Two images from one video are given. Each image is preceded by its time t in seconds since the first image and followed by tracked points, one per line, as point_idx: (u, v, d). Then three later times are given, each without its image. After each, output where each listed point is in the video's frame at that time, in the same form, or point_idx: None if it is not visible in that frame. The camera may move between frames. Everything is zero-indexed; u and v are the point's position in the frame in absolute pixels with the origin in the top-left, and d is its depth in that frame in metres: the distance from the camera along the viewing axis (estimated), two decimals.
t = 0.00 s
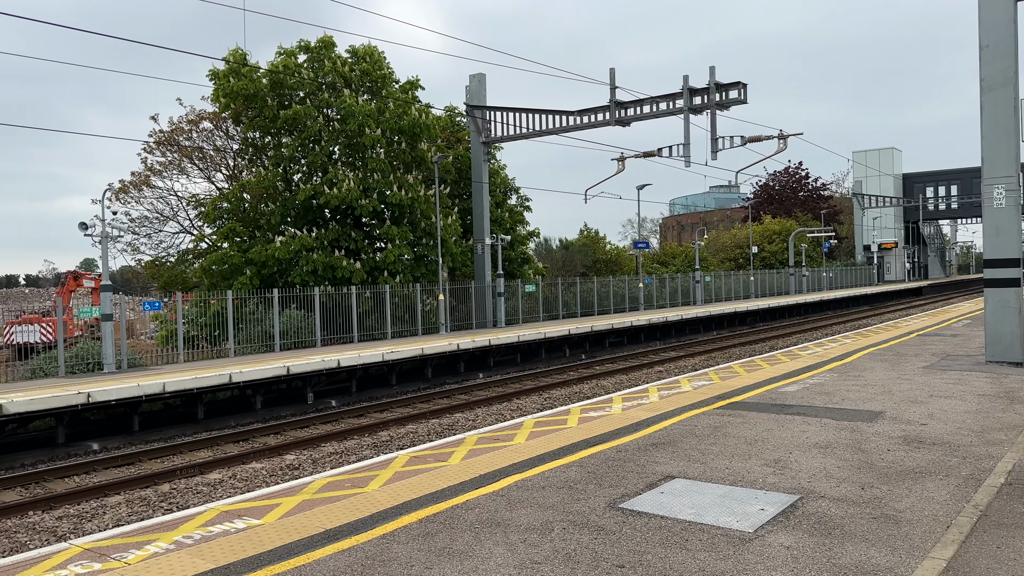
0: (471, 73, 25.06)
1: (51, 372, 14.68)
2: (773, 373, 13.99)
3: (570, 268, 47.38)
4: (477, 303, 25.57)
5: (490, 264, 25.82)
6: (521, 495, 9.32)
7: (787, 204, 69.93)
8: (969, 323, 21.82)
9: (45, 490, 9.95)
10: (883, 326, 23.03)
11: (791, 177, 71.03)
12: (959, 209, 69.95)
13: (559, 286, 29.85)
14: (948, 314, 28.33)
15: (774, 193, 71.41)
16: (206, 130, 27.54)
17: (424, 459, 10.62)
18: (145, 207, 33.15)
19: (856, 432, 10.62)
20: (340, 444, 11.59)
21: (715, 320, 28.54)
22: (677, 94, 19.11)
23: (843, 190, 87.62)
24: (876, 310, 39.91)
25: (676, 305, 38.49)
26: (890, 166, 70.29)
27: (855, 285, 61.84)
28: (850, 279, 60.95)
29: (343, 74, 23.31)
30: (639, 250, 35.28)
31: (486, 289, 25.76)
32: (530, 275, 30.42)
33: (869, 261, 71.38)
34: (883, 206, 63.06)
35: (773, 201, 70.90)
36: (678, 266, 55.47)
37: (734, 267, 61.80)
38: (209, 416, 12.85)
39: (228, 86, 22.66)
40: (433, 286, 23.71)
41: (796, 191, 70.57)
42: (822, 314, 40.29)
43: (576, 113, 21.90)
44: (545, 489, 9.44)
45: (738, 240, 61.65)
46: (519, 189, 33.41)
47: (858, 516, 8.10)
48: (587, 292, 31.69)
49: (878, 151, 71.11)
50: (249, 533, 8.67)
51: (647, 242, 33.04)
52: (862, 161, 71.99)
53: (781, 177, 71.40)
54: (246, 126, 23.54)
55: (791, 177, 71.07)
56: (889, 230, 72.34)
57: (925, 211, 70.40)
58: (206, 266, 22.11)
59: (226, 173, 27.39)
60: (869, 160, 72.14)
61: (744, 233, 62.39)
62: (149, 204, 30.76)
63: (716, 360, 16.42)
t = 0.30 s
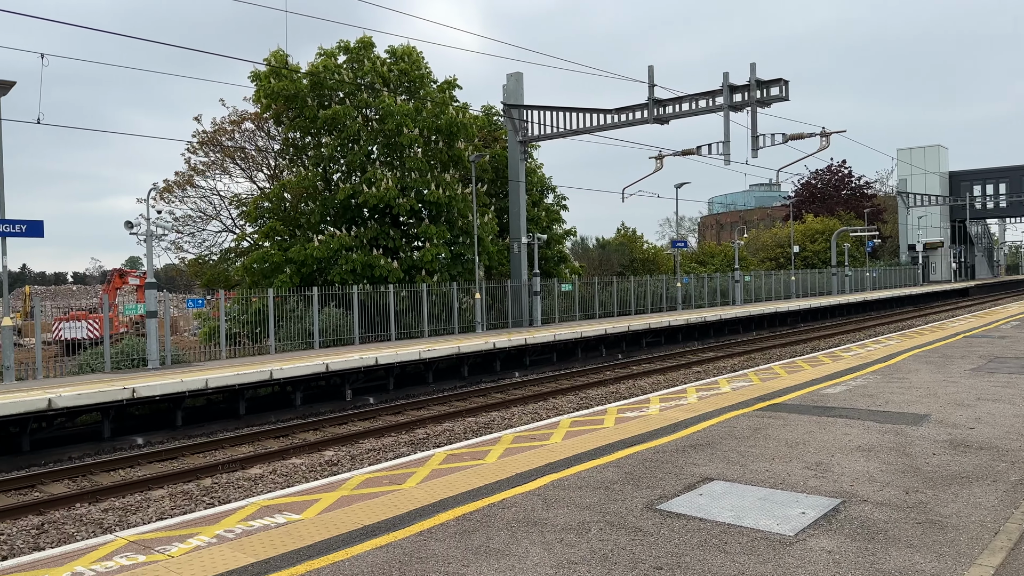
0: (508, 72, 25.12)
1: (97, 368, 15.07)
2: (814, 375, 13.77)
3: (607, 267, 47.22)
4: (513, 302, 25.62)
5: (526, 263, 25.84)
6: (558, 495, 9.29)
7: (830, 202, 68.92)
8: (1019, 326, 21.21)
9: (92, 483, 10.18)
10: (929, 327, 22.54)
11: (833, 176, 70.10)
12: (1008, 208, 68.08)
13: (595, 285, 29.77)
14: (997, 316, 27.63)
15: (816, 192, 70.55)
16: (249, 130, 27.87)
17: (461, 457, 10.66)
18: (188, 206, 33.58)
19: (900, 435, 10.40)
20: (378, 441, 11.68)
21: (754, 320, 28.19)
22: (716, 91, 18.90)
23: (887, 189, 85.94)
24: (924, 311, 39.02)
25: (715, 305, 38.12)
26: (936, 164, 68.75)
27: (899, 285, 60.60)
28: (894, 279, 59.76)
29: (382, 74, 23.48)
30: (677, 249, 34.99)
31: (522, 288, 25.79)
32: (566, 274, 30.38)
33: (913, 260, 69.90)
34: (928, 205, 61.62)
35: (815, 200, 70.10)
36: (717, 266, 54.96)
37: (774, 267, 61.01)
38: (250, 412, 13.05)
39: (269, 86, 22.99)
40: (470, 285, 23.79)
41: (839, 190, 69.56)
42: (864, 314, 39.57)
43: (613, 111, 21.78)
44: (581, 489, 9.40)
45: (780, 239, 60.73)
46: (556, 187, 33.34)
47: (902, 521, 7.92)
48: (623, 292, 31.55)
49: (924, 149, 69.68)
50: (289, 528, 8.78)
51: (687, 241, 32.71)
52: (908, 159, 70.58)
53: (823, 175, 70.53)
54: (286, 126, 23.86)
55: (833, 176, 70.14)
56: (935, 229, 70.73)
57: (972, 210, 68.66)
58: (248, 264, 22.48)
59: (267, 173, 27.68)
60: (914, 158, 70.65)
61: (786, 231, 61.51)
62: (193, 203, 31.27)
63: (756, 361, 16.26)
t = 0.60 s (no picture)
0: (543, 71, 25.12)
1: (140, 364, 15.49)
2: (855, 377, 13.53)
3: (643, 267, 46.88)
4: (548, 300, 25.63)
5: (561, 262, 25.81)
6: (593, 495, 9.25)
7: (871, 201, 67.77)
8: None
9: (134, 476, 10.39)
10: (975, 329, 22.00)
11: (874, 174, 68.89)
12: None
13: (630, 284, 29.64)
14: None
15: (857, 190, 69.42)
16: (288, 130, 28.08)
17: (495, 456, 10.68)
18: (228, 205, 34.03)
19: (943, 439, 10.17)
20: (413, 438, 11.75)
21: (793, 321, 27.85)
22: (755, 88, 18.66)
23: (929, 188, 84.17)
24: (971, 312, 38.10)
25: (752, 305, 37.74)
26: (981, 161, 67.16)
27: (942, 285, 59.33)
28: (937, 279, 58.51)
29: (418, 74, 23.57)
30: (714, 248, 34.68)
31: (557, 287, 25.77)
32: (601, 273, 30.29)
33: (957, 260, 68.37)
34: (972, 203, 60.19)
35: (854, 198, 69.00)
36: (754, 266, 54.37)
37: (814, 266, 59.87)
38: (288, 408, 13.22)
39: (307, 87, 23.26)
40: (505, 284, 23.83)
41: (880, 188, 68.35)
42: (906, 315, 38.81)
43: (650, 109, 21.64)
44: (617, 490, 9.35)
45: (820, 238, 59.75)
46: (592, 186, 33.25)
47: (946, 527, 7.75)
48: (659, 291, 31.38)
49: (968, 146, 68.11)
50: (326, 523, 8.87)
51: (724, 240, 32.34)
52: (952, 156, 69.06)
53: (864, 172, 69.33)
54: (324, 126, 24.10)
55: (874, 174, 68.92)
56: (979, 229, 69.18)
57: (1018, 208, 66.89)
58: (286, 263, 22.78)
59: (306, 173, 27.74)
60: (958, 155, 69.09)
61: (826, 230, 60.54)
62: (233, 202, 31.72)
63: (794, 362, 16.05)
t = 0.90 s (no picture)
0: (578, 68, 25.11)
1: (181, 360, 15.60)
2: (897, 378, 13.28)
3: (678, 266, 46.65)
4: (583, 299, 25.58)
5: (596, 261, 25.72)
6: (628, 495, 9.19)
7: (913, 199, 66.54)
8: None
9: (175, 470, 10.57)
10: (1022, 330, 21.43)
11: (916, 171, 67.63)
12: None
13: (666, 283, 29.44)
14: None
15: (898, 187, 68.21)
16: (325, 129, 28.27)
17: (530, 454, 10.67)
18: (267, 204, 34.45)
19: (989, 442, 9.93)
20: (448, 436, 11.79)
21: (833, 321, 27.46)
22: (794, 84, 18.40)
23: (972, 185, 82.32)
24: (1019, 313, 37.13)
25: (791, 304, 37.33)
26: None
27: (986, 285, 58.01)
28: (981, 279, 57.19)
29: (454, 73, 23.49)
30: (752, 247, 34.30)
31: (591, 285, 25.70)
32: (637, 272, 30.13)
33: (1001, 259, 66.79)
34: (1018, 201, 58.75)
35: (895, 196, 67.81)
36: (793, 265, 53.71)
37: (855, 266, 58.72)
38: (325, 404, 13.37)
39: (345, 86, 23.49)
40: (539, 282, 23.83)
41: (922, 186, 67.05)
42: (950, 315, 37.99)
43: (687, 106, 21.46)
44: (653, 490, 9.28)
45: (861, 237, 58.66)
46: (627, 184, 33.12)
47: (992, 532, 7.56)
48: (695, 290, 31.13)
49: (1013, 143, 66.50)
50: (362, 519, 8.93)
51: (762, 238, 31.92)
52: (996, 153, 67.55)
53: (906, 170, 68.09)
54: (361, 126, 24.31)
55: (916, 171, 67.66)
56: None
57: None
58: (324, 261, 23.01)
59: (343, 172, 27.94)
60: (1003, 152, 67.52)
61: (867, 229, 59.46)
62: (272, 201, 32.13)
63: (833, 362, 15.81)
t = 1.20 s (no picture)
0: (615, 66, 25.13)
1: (220, 356, 15.86)
2: (941, 379, 13.01)
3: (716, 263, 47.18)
4: (617, 297, 25.50)
5: (631, 259, 25.60)
6: (664, 495, 9.12)
7: (957, 196, 65.18)
8: None
9: (214, 464, 10.75)
10: None
11: (960, 168, 66.19)
12: None
13: (703, 282, 29.22)
14: None
15: (941, 184, 66.86)
16: (362, 128, 28.30)
17: (564, 452, 10.65)
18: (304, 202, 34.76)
19: None
20: (483, 433, 11.83)
21: (874, 321, 27.03)
22: (835, 79, 18.10)
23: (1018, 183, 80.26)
24: None
25: (830, 303, 37.00)
26: None
27: None
28: None
29: (490, 71, 23.56)
30: (791, 245, 33.86)
31: (626, 284, 25.61)
32: (672, 270, 29.95)
33: None
34: None
35: (938, 193, 66.47)
36: (834, 264, 52.95)
37: (897, 265, 57.69)
38: (361, 401, 13.51)
39: (382, 86, 23.64)
40: (574, 281, 23.79)
41: (967, 183, 65.62)
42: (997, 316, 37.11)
43: (725, 103, 21.25)
44: (689, 491, 9.20)
45: (903, 236, 57.53)
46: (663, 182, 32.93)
47: None
48: (731, 289, 30.86)
49: None
50: (398, 515, 8.98)
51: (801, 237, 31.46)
52: None
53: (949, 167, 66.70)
54: (397, 125, 24.45)
55: (960, 168, 66.23)
56: None
57: None
58: (360, 258, 23.18)
59: (379, 171, 28.05)
60: None
61: (909, 227, 58.34)
62: (309, 199, 32.43)
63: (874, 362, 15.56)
